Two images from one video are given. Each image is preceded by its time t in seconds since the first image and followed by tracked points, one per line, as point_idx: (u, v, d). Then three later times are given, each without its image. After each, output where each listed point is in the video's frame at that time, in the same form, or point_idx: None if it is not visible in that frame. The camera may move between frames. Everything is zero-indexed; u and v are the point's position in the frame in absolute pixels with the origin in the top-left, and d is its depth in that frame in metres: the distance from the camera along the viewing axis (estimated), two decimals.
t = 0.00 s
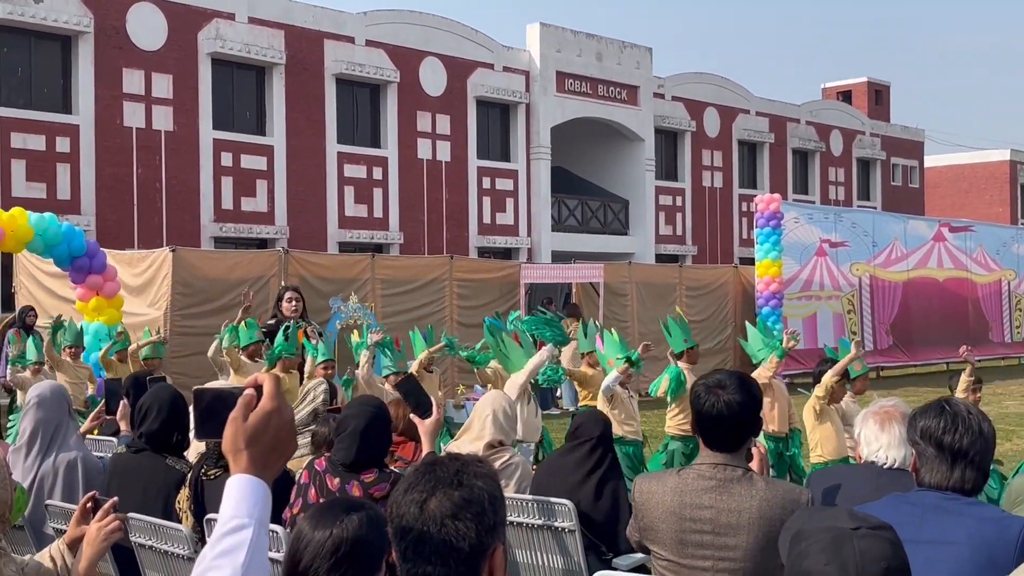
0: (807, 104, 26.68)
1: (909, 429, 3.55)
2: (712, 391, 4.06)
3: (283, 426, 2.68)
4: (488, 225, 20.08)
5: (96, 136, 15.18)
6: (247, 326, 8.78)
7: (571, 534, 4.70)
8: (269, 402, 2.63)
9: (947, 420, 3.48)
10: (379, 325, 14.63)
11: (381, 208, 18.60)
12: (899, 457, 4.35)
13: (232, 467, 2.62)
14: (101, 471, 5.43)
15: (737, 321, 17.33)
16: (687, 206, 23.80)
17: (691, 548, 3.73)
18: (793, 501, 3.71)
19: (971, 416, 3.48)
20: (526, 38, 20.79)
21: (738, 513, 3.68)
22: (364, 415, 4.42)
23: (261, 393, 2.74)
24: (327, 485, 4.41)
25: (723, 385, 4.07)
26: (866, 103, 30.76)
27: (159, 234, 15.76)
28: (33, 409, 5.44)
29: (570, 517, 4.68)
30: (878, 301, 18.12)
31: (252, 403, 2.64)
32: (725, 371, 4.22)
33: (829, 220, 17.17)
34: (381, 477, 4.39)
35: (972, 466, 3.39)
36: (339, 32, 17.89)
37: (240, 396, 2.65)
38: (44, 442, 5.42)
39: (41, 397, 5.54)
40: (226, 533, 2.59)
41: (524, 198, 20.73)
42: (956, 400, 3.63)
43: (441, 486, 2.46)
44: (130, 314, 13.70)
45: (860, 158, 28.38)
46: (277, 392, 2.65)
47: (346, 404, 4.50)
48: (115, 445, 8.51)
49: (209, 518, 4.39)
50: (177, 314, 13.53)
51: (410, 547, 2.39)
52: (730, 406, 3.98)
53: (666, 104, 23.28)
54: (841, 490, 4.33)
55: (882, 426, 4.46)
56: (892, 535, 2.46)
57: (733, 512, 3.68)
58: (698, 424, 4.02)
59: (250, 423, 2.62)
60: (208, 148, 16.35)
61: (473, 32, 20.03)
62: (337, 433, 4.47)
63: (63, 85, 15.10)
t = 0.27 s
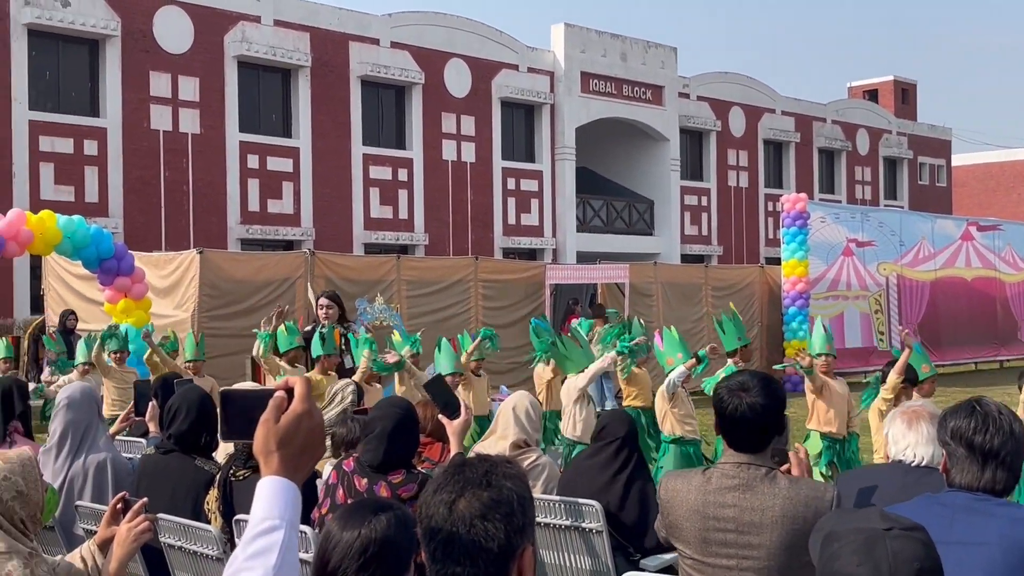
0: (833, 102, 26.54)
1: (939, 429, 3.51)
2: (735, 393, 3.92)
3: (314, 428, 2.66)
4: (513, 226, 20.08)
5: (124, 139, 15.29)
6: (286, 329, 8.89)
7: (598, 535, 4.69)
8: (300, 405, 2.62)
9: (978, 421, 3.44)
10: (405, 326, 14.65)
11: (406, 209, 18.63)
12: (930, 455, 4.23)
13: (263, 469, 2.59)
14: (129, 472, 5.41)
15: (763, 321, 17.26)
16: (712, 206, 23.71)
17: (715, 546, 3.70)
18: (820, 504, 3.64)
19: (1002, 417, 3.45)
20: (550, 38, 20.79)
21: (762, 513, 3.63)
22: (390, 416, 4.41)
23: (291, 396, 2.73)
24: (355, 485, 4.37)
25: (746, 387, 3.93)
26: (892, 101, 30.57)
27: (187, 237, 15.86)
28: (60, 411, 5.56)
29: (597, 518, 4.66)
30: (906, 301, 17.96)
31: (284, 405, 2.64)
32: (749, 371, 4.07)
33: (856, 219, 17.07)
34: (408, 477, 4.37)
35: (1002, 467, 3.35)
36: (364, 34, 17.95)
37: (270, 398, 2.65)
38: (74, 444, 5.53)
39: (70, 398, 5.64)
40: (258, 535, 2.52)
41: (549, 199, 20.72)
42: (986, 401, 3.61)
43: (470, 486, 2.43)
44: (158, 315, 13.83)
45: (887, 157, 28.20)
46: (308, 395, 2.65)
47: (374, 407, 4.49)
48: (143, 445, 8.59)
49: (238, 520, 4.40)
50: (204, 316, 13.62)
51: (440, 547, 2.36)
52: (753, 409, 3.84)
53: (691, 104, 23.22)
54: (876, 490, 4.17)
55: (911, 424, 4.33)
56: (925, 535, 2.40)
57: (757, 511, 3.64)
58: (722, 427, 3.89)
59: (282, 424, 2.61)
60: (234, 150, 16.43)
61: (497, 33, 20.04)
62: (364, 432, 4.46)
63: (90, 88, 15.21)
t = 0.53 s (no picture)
0: (865, 103, 26.37)
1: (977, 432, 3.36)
2: (761, 394, 3.78)
3: (352, 434, 2.68)
4: (543, 228, 20.08)
5: (157, 143, 15.39)
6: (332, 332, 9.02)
7: (633, 538, 4.69)
8: (340, 413, 2.65)
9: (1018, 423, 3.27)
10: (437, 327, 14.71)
11: (436, 212, 18.65)
12: (961, 458, 4.24)
13: (303, 475, 2.64)
14: (164, 473, 5.49)
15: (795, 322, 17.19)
16: (743, 207, 23.62)
17: (744, 545, 3.75)
18: (852, 511, 3.51)
19: None
20: (580, 40, 20.77)
21: (791, 515, 3.60)
22: (425, 419, 4.40)
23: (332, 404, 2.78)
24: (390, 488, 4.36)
25: (774, 390, 3.75)
26: (925, 101, 30.35)
27: (219, 240, 15.95)
28: (98, 413, 5.63)
29: (631, 521, 4.68)
30: (940, 302, 17.82)
31: (324, 412, 2.67)
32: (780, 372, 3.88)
33: (889, 220, 16.96)
34: (442, 480, 4.37)
35: None
36: (394, 37, 17.99)
37: (311, 404, 2.66)
38: (110, 447, 5.56)
39: (106, 401, 5.70)
40: (297, 541, 2.59)
41: (579, 201, 20.68)
42: None
43: (509, 491, 2.48)
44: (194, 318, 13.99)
45: (920, 158, 28.00)
46: (348, 403, 2.68)
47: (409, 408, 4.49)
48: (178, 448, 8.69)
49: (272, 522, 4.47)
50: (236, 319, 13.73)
51: (479, 551, 2.43)
52: (777, 417, 3.69)
53: (722, 105, 23.12)
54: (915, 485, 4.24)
55: (940, 428, 4.33)
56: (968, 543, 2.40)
57: (787, 513, 3.60)
58: (751, 432, 3.79)
59: (324, 430, 2.64)
60: (266, 153, 16.51)
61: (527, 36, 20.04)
62: (397, 434, 4.45)
63: (124, 93, 15.32)
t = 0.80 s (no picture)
0: (902, 104, 26.19)
1: None
2: (805, 398, 3.79)
3: (400, 441, 2.69)
4: (577, 231, 20.07)
5: (194, 149, 15.51)
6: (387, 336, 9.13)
7: (674, 542, 4.65)
8: (390, 419, 2.67)
9: None
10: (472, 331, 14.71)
11: (471, 215, 18.69)
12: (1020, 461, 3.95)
13: (353, 482, 2.64)
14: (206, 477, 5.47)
15: (832, 325, 17.08)
16: (778, 209, 23.51)
17: (789, 544, 3.72)
18: (899, 510, 3.51)
19: None
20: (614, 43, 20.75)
21: (838, 515, 3.58)
22: (464, 424, 4.41)
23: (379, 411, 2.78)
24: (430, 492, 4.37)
25: (815, 394, 3.77)
26: (962, 102, 30.12)
27: (256, 244, 16.05)
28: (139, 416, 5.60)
29: (672, 525, 4.63)
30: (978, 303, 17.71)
31: (373, 417, 2.67)
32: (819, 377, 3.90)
33: (927, 221, 16.81)
34: (483, 484, 4.34)
35: None
36: (429, 41, 18.04)
37: (360, 410, 2.67)
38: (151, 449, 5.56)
39: (147, 404, 5.66)
40: (350, 547, 2.56)
41: (613, 204, 20.66)
42: None
43: (556, 495, 2.45)
44: (232, 323, 14.08)
45: (957, 159, 27.79)
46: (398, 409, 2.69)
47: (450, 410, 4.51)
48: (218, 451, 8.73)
49: (314, 525, 4.29)
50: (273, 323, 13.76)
51: (525, 556, 2.39)
52: (819, 421, 3.70)
53: (757, 107, 23.00)
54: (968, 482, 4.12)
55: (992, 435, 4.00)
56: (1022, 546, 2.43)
57: (833, 513, 3.59)
58: (795, 435, 3.77)
59: (374, 435, 2.65)
60: (301, 158, 16.59)
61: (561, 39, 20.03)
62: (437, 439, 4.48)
63: (161, 98, 15.44)
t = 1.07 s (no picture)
0: (939, 104, 26.01)
1: None
2: (857, 403, 3.72)
3: (446, 449, 2.70)
4: (612, 234, 20.05)
5: (231, 153, 15.60)
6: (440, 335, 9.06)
7: (715, 547, 4.74)
8: (435, 427, 2.68)
9: None
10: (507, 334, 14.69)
11: (505, 219, 18.70)
12: None
13: (399, 488, 2.65)
14: (247, 481, 5.51)
15: (870, 328, 16.98)
16: (815, 211, 23.38)
17: (839, 545, 3.58)
18: (950, 514, 3.37)
19: None
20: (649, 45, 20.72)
21: (887, 518, 3.46)
22: (503, 430, 4.41)
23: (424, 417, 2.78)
24: (469, 496, 4.37)
25: (869, 398, 3.70)
26: (1000, 103, 29.91)
27: (291, 248, 16.14)
28: (180, 419, 5.57)
29: (713, 529, 4.71)
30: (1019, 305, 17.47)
31: (419, 425, 2.68)
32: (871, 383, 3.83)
33: (966, 223, 16.61)
34: (522, 488, 4.34)
35: None
36: (463, 44, 18.06)
37: (406, 418, 2.68)
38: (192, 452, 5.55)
39: (188, 407, 5.65)
40: (397, 554, 2.59)
41: (647, 207, 20.62)
42: None
43: (605, 500, 2.44)
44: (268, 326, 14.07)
45: (995, 160, 27.59)
46: (443, 417, 2.69)
47: (489, 415, 4.51)
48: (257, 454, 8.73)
49: (354, 529, 4.34)
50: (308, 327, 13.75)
51: (574, 561, 2.39)
52: (871, 427, 3.61)
53: (793, 109, 22.91)
54: None
55: None
56: None
57: (883, 517, 3.46)
58: (845, 438, 3.70)
59: (420, 443, 2.66)
60: (337, 162, 16.65)
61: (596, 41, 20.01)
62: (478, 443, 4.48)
63: (198, 103, 15.54)
